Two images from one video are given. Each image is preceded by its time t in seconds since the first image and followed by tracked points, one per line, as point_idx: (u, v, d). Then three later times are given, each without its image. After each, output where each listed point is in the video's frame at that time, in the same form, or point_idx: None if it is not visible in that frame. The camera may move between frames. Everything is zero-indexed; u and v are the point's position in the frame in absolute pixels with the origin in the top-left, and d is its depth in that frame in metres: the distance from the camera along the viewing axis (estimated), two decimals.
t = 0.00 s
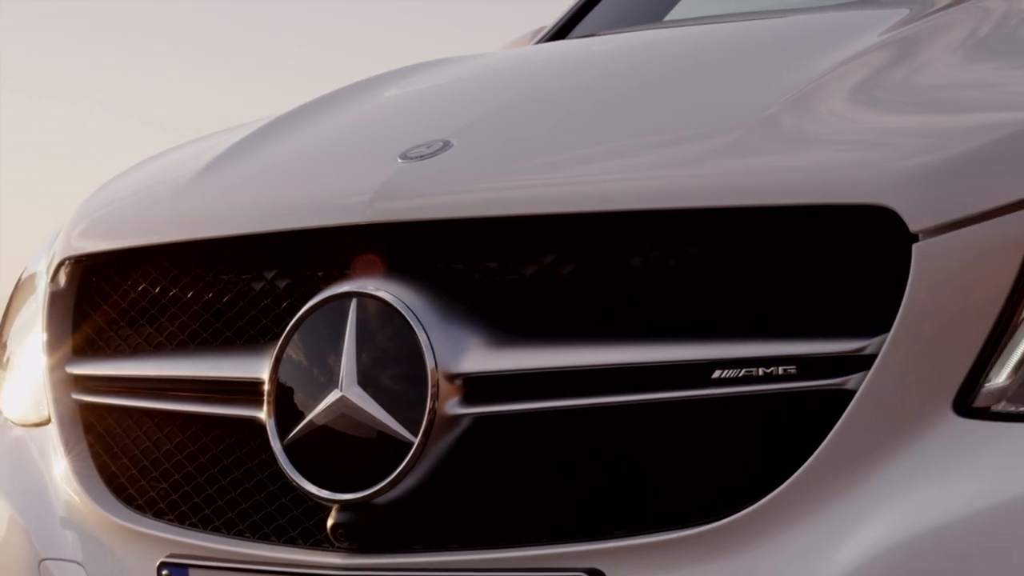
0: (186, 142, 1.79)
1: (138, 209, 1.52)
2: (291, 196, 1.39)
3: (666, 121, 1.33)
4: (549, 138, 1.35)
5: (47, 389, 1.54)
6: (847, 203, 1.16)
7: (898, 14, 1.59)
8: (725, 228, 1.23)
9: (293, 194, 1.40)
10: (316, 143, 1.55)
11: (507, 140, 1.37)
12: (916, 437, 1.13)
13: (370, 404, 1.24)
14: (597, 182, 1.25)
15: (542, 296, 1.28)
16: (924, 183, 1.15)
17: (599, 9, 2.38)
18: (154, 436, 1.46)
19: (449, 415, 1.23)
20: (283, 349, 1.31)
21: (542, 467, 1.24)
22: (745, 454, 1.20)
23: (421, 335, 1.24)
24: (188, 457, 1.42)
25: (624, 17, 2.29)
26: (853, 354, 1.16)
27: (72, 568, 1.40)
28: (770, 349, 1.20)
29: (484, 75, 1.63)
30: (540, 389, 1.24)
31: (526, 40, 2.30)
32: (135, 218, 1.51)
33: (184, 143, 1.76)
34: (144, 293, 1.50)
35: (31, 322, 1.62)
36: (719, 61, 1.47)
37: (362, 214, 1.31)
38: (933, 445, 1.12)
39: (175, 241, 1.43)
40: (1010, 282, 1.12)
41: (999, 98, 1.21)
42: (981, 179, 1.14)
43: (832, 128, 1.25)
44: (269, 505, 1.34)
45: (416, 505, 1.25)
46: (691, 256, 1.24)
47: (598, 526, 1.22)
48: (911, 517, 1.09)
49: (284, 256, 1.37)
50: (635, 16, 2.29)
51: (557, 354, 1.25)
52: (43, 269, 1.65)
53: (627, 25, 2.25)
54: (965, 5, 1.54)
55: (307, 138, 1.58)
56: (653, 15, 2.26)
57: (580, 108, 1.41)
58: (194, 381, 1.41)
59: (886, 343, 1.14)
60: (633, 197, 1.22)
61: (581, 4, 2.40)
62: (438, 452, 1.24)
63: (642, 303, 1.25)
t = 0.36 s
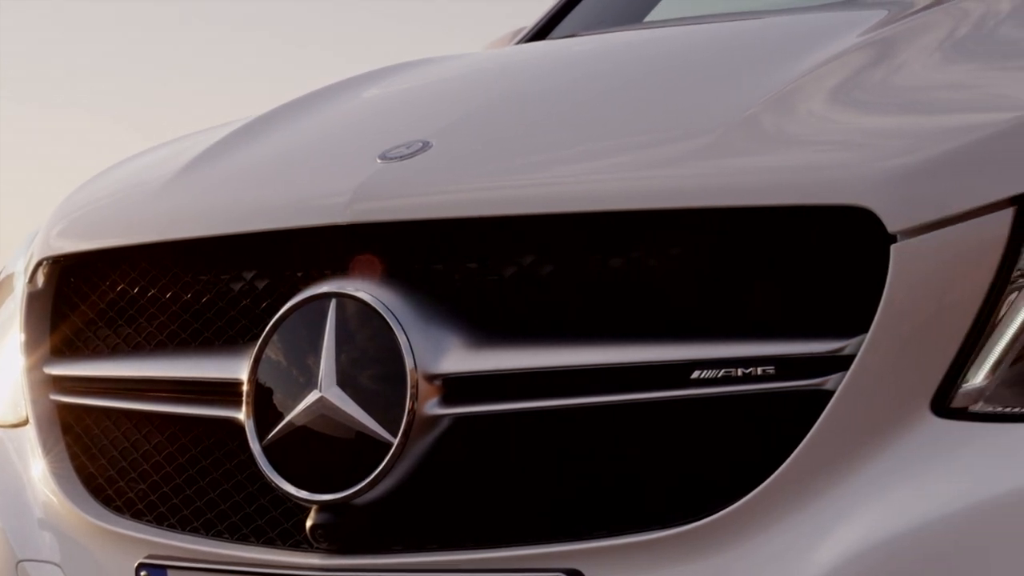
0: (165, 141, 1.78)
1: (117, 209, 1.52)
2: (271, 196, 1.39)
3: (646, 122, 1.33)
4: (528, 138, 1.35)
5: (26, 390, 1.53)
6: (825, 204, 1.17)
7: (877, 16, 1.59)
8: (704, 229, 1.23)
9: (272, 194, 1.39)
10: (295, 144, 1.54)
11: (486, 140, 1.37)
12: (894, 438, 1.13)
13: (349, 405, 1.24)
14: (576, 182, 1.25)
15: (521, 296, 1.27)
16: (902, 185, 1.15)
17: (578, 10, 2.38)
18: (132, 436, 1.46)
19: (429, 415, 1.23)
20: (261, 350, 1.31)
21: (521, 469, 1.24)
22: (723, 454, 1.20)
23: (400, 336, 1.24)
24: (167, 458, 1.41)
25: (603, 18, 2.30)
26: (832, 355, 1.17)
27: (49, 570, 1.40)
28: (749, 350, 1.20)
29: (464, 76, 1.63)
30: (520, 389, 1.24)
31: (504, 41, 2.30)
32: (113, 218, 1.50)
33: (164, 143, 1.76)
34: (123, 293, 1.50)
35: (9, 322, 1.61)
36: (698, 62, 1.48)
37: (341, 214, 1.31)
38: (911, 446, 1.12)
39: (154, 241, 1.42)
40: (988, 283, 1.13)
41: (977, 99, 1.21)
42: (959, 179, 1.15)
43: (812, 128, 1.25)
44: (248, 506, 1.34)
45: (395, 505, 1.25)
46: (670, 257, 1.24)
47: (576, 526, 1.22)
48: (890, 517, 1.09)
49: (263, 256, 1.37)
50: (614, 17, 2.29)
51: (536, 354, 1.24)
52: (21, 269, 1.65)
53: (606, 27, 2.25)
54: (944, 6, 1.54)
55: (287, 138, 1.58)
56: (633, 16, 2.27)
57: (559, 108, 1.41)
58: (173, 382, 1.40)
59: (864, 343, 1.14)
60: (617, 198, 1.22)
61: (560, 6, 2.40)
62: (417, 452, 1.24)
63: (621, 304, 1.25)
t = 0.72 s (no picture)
0: (143, 141, 1.78)
1: (93, 208, 1.52)
2: (248, 196, 1.39)
3: (622, 123, 1.33)
4: (505, 139, 1.35)
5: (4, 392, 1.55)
6: (799, 206, 1.17)
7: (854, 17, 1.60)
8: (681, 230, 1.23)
9: (249, 194, 1.39)
10: (272, 144, 1.54)
11: (463, 141, 1.37)
12: (870, 439, 1.13)
13: (326, 406, 1.24)
14: (553, 183, 1.25)
15: (497, 297, 1.27)
16: (878, 186, 1.15)
17: (557, 11, 2.38)
18: (108, 437, 1.45)
19: (406, 416, 1.23)
20: (239, 351, 1.30)
21: (499, 469, 1.24)
22: (699, 454, 1.20)
23: (377, 336, 1.24)
24: (143, 459, 1.41)
25: (582, 19, 2.30)
26: (808, 355, 1.17)
27: (26, 571, 1.42)
28: (725, 350, 1.20)
29: (442, 76, 1.63)
30: (497, 390, 1.24)
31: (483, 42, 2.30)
32: (89, 218, 1.50)
33: (141, 143, 1.76)
34: (98, 293, 1.49)
35: None
36: (675, 63, 1.48)
37: (319, 214, 1.31)
38: (888, 446, 1.12)
39: (131, 242, 1.42)
40: (963, 284, 1.13)
41: (952, 100, 1.22)
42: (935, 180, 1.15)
43: (789, 129, 1.25)
44: (225, 507, 1.33)
45: (372, 506, 1.25)
46: (646, 257, 1.24)
47: (554, 526, 1.22)
48: (867, 518, 1.09)
49: (239, 257, 1.37)
50: (592, 18, 2.29)
51: (513, 355, 1.24)
52: None
53: (585, 28, 2.25)
54: (920, 8, 1.55)
55: (264, 138, 1.57)
56: (611, 17, 2.27)
57: (536, 109, 1.41)
58: (150, 383, 1.40)
59: (841, 344, 1.15)
60: (596, 198, 1.23)
61: (539, 7, 2.40)
62: (394, 454, 1.24)
63: (597, 305, 1.26)
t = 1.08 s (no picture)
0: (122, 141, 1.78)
1: (71, 208, 1.51)
2: (226, 197, 1.39)
3: (600, 123, 1.33)
4: (485, 140, 1.35)
5: None
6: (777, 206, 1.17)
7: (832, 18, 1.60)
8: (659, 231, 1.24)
9: (228, 195, 1.39)
10: (251, 144, 1.54)
11: (442, 141, 1.37)
12: (848, 439, 1.13)
13: (305, 406, 1.24)
14: (532, 183, 1.25)
15: (478, 297, 1.27)
16: (856, 186, 1.16)
17: (537, 11, 2.38)
18: (86, 438, 1.45)
19: (385, 416, 1.23)
20: (217, 351, 1.30)
21: (478, 469, 1.24)
22: (678, 454, 1.20)
23: (356, 336, 1.23)
24: (121, 460, 1.41)
25: (562, 20, 2.30)
26: (787, 356, 1.17)
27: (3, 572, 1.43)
28: (703, 350, 1.20)
29: (422, 76, 1.63)
30: (476, 391, 1.24)
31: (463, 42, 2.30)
32: (66, 218, 1.49)
33: (120, 143, 1.75)
34: (77, 294, 1.49)
35: None
36: (654, 63, 1.48)
37: (298, 214, 1.31)
38: (865, 447, 1.13)
39: (109, 242, 1.42)
40: (939, 285, 1.14)
41: (930, 101, 1.22)
42: (913, 182, 1.15)
43: (768, 130, 1.25)
44: (204, 508, 1.33)
45: (351, 507, 1.25)
46: (626, 258, 1.25)
47: (531, 526, 1.22)
48: (846, 518, 1.09)
49: (218, 257, 1.37)
50: (572, 18, 2.29)
51: (491, 355, 1.24)
52: None
53: (565, 28, 2.25)
54: (898, 9, 1.55)
55: (243, 138, 1.57)
56: (591, 18, 2.27)
57: (515, 109, 1.41)
58: (128, 384, 1.40)
59: (819, 345, 1.15)
60: (576, 198, 1.23)
61: (519, 8, 2.41)
62: (373, 454, 1.23)
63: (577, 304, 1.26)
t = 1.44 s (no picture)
0: (101, 141, 1.77)
1: (48, 209, 1.51)
2: (204, 197, 1.38)
3: (579, 124, 1.33)
4: (463, 141, 1.35)
5: None
6: (757, 207, 1.17)
7: (813, 19, 1.60)
8: (638, 232, 1.24)
9: (206, 195, 1.39)
10: (230, 144, 1.54)
11: (420, 142, 1.37)
12: (828, 441, 1.14)
13: (283, 407, 1.24)
14: (511, 183, 1.25)
15: (457, 297, 1.28)
16: (835, 187, 1.16)
17: (515, 12, 2.39)
18: (65, 439, 1.45)
19: (364, 418, 1.22)
20: (196, 352, 1.30)
21: (458, 471, 1.24)
22: (657, 455, 1.21)
23: (336, 337, 1.23)
24: (100, 461, 1.41)
25: (541, 20, 2.30)
26: (765, 356, 1.17)
27: None
28: (682, 351, 1.21)
29: (402, 77, 1.63)
30: (456, 391, 1.24)
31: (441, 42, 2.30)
32: (44, 218, 1.49)
33: (98, 143, 1.75)
34: (54, 294, 1.49)
35: None
36: (634, 64, 1.48)
37: (275, 215, 1.30)
38: (845, 448, 1.13)
39: (86, 243, 1.41)
40: (917, 287, 1.14)
41: (909, 102, 1.22)
42: (892, 183, 1.15)
43: (746, 131, 1.25)
44: (182, 509, 1.33)
45: (330, 508, 1.25)
46: (607, 258, 1.25)
47: (512, 525, 1.22)
48: (823, 517, 1.09)
49: (198, 258, 1.37)
50: (551, 19, 2.30)
51: (471, 357, 1.24)
52: None
53: (544, 29, 2.26)
54: (878, 10, 1.55)
55: (221, 139, 1.57)
56: (569, 18, 2.28)
57: (493, 110, 1.41)
58: (106, 385, 1.39)
59: (798, 347, 1.15)
60: (552, 200, 1.22)
61: (498, 8, 2.41)
62: (351, 457, 1.23)
63: (555, 305, 1.27)
